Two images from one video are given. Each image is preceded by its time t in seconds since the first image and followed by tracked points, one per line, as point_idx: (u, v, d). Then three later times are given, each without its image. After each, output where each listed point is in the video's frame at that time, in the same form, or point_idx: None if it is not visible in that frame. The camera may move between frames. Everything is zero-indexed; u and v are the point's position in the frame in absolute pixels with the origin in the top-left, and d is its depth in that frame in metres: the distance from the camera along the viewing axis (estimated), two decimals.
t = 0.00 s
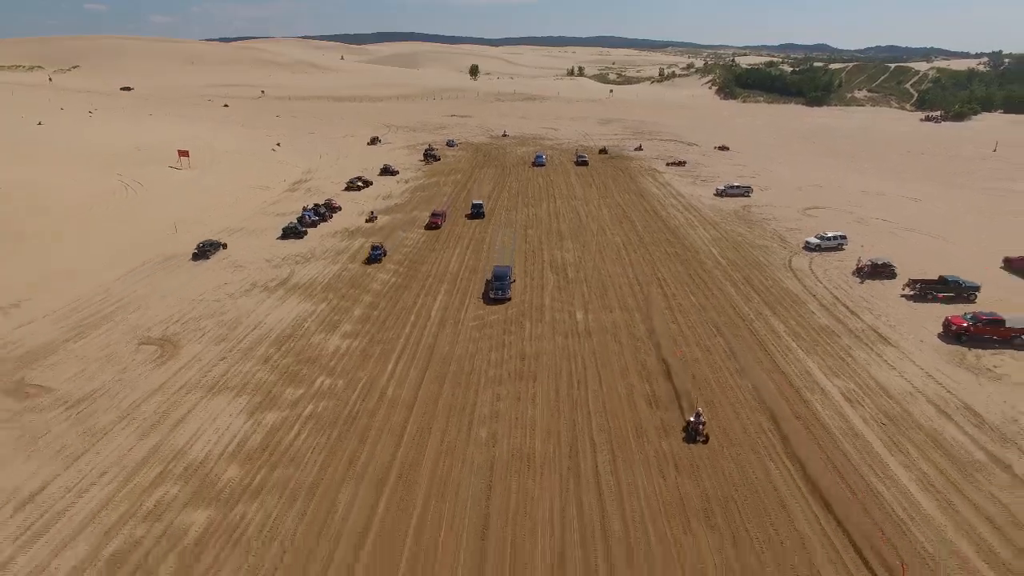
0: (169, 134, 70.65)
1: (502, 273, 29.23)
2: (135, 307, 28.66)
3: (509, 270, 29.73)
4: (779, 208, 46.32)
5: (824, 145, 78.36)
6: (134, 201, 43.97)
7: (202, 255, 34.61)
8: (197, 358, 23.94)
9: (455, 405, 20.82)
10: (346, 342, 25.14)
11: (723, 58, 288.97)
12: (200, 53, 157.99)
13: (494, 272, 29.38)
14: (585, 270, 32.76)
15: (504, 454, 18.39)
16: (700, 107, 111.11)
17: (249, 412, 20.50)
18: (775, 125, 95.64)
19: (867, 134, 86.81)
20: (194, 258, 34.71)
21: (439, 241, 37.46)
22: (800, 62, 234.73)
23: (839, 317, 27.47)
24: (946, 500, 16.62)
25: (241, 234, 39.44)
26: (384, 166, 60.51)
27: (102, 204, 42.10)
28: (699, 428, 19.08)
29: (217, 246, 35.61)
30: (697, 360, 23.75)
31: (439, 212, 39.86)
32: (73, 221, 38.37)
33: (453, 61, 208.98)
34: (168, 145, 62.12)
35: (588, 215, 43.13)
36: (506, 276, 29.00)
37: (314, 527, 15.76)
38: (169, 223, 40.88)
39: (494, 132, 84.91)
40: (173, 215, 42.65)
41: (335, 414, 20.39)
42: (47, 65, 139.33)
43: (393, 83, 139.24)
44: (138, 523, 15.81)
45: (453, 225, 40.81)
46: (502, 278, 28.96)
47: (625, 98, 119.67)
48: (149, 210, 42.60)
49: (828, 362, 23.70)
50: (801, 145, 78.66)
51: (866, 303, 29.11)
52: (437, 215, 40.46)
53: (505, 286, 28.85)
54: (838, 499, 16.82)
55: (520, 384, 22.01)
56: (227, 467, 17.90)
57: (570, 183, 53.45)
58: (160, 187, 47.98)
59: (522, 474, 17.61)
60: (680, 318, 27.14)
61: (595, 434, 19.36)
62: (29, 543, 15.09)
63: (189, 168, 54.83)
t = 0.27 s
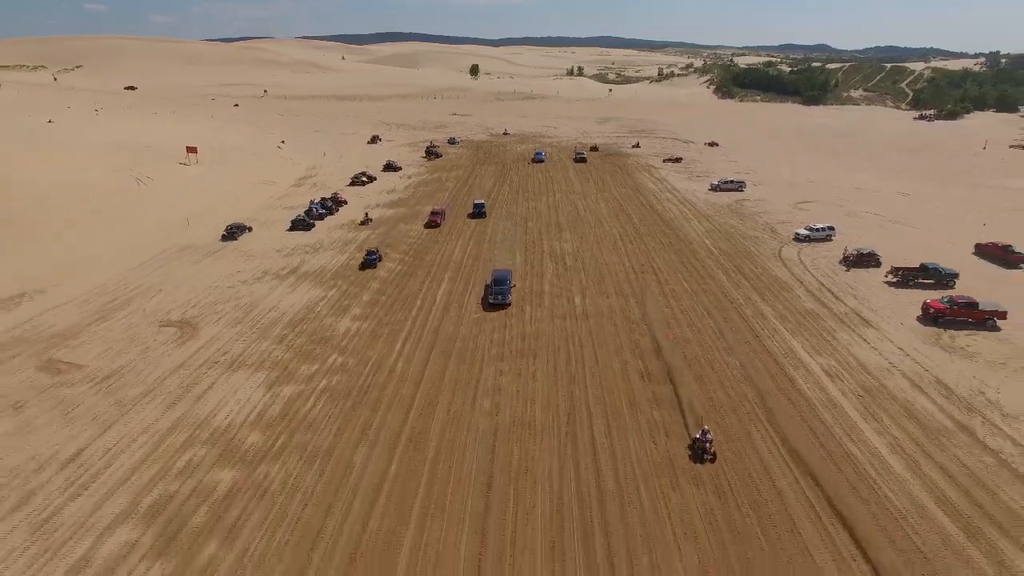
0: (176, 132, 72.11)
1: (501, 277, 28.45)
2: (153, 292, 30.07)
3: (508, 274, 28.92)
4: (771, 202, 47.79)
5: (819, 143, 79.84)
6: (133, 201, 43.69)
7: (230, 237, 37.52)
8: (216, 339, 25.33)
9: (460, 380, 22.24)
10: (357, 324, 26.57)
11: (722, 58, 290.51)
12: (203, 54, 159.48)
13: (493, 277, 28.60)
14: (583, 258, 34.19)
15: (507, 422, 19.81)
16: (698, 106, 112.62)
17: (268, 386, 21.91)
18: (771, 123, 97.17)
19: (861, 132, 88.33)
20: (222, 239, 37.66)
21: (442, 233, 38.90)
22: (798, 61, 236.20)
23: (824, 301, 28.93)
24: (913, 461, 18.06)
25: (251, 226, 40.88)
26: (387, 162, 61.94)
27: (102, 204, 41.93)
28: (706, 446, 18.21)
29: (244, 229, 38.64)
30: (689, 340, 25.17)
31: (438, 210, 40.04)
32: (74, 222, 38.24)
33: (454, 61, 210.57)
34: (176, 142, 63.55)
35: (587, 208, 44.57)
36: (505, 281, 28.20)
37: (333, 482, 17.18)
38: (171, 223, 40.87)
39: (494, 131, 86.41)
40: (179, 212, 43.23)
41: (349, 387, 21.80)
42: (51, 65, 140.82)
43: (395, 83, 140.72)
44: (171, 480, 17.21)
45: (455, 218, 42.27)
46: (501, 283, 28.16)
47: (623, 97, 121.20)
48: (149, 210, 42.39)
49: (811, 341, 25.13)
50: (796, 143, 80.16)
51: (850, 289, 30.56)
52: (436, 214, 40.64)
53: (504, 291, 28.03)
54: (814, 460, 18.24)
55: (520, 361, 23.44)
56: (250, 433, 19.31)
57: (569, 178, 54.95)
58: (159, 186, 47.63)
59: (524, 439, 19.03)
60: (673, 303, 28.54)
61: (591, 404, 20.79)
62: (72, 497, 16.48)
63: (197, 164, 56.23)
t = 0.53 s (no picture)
0: (182, 129, 73.42)
1: (501, 283, 27.51)
2: (171, 279, 31.50)
3: (509, 278, 28.00)
4: (764, 196, 49.27)
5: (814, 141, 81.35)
6: (133, 201, 43.42)
7: (254, 221, 40.55)
8: (233, 321, 26.76)
9: (465, 356, 23.69)
10: (366, 307, 28.02)
11: (720, 58, 292.11)
12: (205, 53, 160.76)
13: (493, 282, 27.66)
14: (581, 248, 35.65)
15: (510, 393, 21.21)
16: (696, 105, 114.15)
17: (284, 362, 23.37)
18: (767, 122, 98.68)
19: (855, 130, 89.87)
20: (247, 224, 40.68)
21: (445, 225, 40.36)
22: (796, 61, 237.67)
23: (810, 287, 30.40)
24: (885, 427, 19.47)
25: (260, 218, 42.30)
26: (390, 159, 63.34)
27: (102, 205, 41.74)
28: (713, 466, 17.39)
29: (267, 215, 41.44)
30: (680, 321, 26.62)
31: (435, 209, 39.97)
32: (74, 223, 38.05)
33: (454, 60, 212.04)
34: (183, 139, 64.92)
35: (585, 202, 46.03)
36: (505, 287, 27.29)
37: (348, 445, 18.60)
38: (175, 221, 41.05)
39: (495, 129, 87.84)
40: (189, 205, 44.58)
41: (360, 362, 23.25)
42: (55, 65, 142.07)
43: (395, 82, 142.12)
44: (199, 443, 18.66)
45: (458, 211, 43.72)
46: (501, 289, 27.27)
47: (622, 96, 122.67)
48: (149, 211, 42.14)
49: (796, 323, 26.59)
50: (791, 141, 81.66)
51: (836, 276, 32.03)
52: (434, 214, 40.59)
53: (504, 298, 27.12)
54: (793, 426, 19.66)
55: (522, 340, 24.84)
56: (270, 402, 20.76)
57: (568, 174, 56.44)
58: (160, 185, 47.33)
59: (524, 408, 20.46)
60: (666, 288, 29.93)
61: (587, 378, 22.22)
62: (109, 458, 17.91)
63: (205, 160, 57.59)
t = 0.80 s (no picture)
0: (189, 126, 74.96)
1: (501, 290, 26.68)
2: (189, 266, 33.18)
3: (509, 285, 27.19)
4: (756, 190, 50.98)
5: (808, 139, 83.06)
6: (133, 200, 43.08)
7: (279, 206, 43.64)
8: (250, 302, 28.44)
9: (469, 334, 25.35)
10: (375, 290, 29.70)
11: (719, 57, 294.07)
12: (208, 53, 162.32)
13: (493, 288, 26.85)
14: (578, 237, 37.32)
15: (512, 364, 22.92)
16: (693, 104, 115.87)
17: (301, 338, 25.04)
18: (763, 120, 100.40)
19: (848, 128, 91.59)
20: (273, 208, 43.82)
21: (448, 216, 42.02)
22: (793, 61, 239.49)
23: (795, 272, 32.09)
24: (857, 393, 21.09)
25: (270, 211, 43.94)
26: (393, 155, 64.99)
27: (103, 204, 41.40)
28: (725, 495, 16.15)
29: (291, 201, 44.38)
30: (671, 303, 28.28)
31: (433, 208, 39.93)
32: (75, 222, 37.84)
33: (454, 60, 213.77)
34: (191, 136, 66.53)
35: (583, 195, 47.72)
36: (505, 293, 26.47)
37: (363, 408, 20.30)
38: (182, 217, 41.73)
39: (495, 127, 89.48)
40: (200, 198, 46.14)
41: (372, 338, 24.92)
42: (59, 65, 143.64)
43: (397, 82, 143.80)
44: (226, 407, 20.34)
45: (460, 204, 45.39)
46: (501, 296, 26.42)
47: (620, 95, 124.40)
48: (149, 210, 41.77)
49: (780, 304, 28.25)
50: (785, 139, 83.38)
51: (820, 262, 33.71)
52: (433, 213, 40.50)
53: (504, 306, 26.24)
54: (772, 391, 21.34)
55: (522, 319, 26.58)
56: (289, 373, 22.44)
57: (567, 170, 58.14)
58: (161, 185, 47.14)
59: (524, 378, 22.12)
60: (659, 273, 31.63)
61: (583, 352, 23.89)
62: (145, 421, 19.56)
63: (213, 156, 59.17)
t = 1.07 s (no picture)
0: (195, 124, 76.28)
1: (501, 296, 26.07)
2: (203, 255, 34.58)
3: (509, 291, 26.65)
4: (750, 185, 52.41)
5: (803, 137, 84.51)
6: (133, 200, 42.86)
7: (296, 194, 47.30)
8: (264, 288, 29.87)
9: (473, 316, 26.77)
10: (383, 277, 31.13)
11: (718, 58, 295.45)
12: (210, 53, 163.66)
13: (493, 295, 26.25)
14: (577, 229, 38.75)
15: (514, 343, 24.36)
16: (691, 103, 117.34)
17: (314, 320, 26.47)
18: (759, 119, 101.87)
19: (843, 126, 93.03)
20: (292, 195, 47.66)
21: (451, 210, 43.48)
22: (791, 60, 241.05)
23: (784, 261, 33.53)
24: (837, 369, 22.49)
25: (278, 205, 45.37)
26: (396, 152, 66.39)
27: (103, 203, 41.22)
28: (737, 524, 15.20)
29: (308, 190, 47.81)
30: (665, 289, 29.71)
31: (433, 207, 39.95)
32: (74, 222, 37.59)
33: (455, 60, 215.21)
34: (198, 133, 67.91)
35: (582, 190, 49.14)
36: (506, 300, 25.82)
37: (374, 381, 21.71)
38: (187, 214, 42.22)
39: (496, 125, 90.88)
40: (210, 193, 47.51)
41: (381, 320, 26.35)
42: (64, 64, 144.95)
43: (398, 82, 145.19)
44: (247, 380, 21.76)
45: (462, 199, 46.81)
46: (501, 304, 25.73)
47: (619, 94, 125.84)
48: (149, 210, 41.63)
49: (768, 290, 29.69)
50: (780, 137, 84.80)
51: (809, 252, 35.15)
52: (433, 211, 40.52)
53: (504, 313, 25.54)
54: (758, 367, 22.76)
55: (523, 303, 28.02)
56: (304, 350, 23.86)
57: (566, 166, 59.60)
58: (161, 184, 47.09)
59: (525, 355, 23.54)
60: (654, 262, 33.06)
61: (581, 332, 25.32)
62: (171, 393, 20.97)
63: (220, 152, 60.52)
